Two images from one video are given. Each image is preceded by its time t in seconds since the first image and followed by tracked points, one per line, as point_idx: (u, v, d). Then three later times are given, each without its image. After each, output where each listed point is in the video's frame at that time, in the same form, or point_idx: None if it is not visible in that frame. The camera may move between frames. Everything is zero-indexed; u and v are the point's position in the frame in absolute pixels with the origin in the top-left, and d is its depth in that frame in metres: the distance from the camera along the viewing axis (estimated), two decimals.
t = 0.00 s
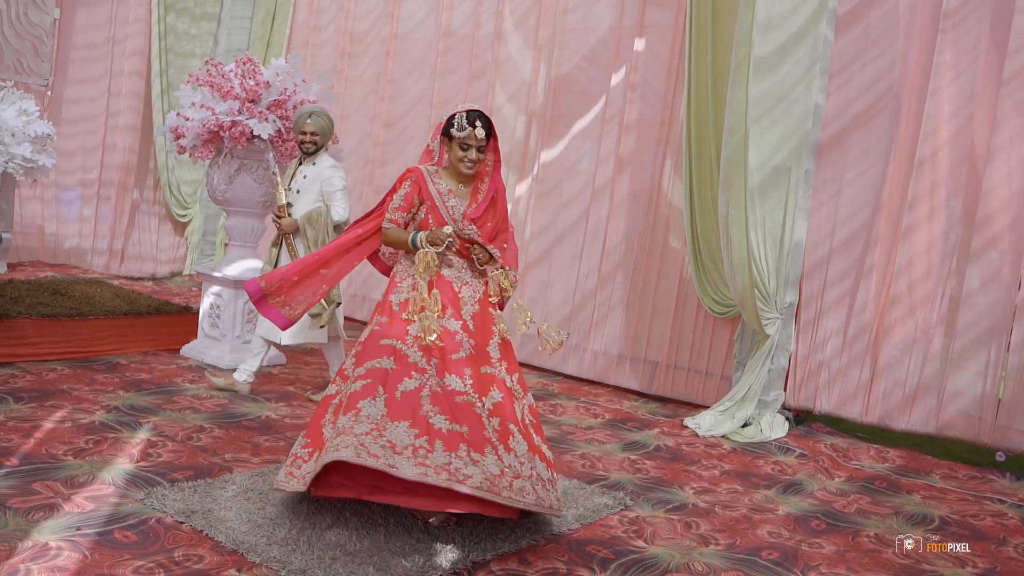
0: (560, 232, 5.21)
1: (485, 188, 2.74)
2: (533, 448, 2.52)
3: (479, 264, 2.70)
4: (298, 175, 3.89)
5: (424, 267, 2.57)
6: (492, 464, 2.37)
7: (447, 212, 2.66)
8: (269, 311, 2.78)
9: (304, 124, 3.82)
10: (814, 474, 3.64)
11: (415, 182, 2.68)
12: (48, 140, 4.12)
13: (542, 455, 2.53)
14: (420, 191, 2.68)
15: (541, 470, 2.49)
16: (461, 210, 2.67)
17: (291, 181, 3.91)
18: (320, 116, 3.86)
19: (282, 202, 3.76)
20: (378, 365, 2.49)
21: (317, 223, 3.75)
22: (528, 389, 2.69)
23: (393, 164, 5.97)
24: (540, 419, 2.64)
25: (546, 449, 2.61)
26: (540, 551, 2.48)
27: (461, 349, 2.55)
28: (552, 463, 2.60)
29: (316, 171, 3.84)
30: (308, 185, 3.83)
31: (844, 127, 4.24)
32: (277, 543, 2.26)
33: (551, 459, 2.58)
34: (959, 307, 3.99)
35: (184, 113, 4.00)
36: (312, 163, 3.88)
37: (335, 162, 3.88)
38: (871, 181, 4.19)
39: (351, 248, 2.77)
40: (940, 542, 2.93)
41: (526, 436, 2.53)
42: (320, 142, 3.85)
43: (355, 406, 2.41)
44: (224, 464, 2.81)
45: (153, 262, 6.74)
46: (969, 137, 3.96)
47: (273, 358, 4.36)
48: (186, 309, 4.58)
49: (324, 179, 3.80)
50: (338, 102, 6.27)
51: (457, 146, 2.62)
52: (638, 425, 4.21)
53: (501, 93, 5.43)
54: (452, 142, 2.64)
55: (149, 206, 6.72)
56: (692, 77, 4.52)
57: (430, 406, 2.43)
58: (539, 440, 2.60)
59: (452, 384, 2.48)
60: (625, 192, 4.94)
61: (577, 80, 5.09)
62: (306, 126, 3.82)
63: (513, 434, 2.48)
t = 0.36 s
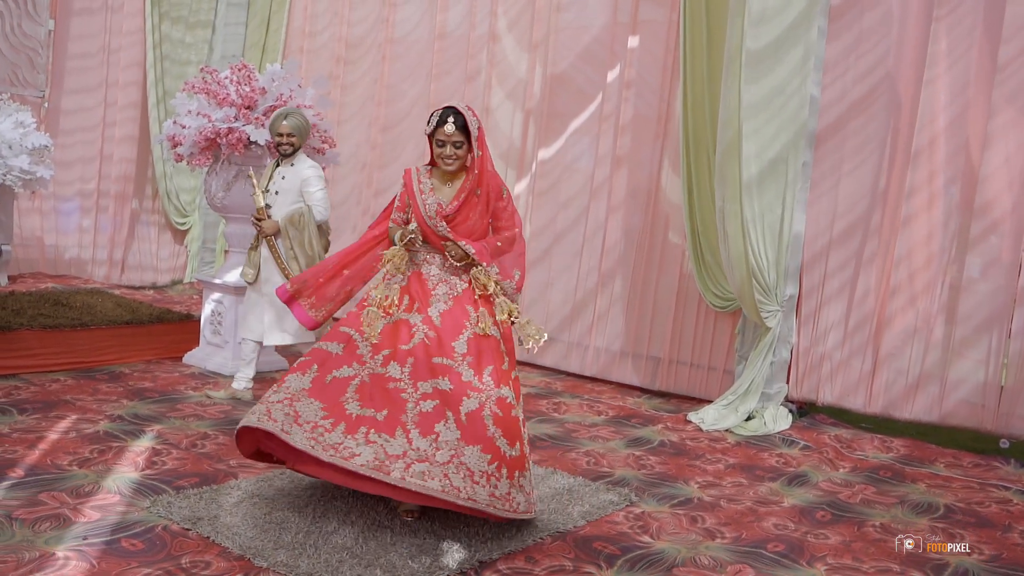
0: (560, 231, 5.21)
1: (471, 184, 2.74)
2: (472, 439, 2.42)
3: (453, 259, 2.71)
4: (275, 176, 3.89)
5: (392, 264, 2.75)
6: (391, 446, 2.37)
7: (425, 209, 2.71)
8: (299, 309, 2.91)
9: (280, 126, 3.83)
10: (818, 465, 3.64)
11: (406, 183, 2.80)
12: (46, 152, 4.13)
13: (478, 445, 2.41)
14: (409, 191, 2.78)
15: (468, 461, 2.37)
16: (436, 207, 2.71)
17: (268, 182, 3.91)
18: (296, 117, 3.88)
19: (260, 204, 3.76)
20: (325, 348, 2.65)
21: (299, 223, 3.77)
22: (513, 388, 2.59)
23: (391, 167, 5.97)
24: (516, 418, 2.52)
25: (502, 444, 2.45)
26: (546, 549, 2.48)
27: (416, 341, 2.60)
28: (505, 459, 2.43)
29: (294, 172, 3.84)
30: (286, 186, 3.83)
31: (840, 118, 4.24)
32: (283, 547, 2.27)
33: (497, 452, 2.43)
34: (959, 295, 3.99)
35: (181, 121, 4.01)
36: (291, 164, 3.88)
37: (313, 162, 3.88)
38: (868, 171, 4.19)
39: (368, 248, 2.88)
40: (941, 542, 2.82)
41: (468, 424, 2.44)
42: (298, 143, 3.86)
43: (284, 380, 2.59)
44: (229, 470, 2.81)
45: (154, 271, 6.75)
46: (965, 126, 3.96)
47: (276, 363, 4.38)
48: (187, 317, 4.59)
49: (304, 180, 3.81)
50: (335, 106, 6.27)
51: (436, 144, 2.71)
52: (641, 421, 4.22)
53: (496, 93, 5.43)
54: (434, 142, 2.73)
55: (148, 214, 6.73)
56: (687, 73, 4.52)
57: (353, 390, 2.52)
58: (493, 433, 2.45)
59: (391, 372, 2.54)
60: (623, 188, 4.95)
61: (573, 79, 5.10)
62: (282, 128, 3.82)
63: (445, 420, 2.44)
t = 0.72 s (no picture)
0: (558, 230, 5.22)
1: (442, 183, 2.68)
2: (394, 435, 2.37)
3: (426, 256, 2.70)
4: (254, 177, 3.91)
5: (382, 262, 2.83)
6: (317, 438, 2.41)
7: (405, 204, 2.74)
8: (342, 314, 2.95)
9: (258, 129, 3.83)
10: (822, 456, 3.65)
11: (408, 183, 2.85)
12: (44, 164, 4.13)
13: (393, 439, 2.37)
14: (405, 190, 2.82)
15: (381, 456, 2.34)
16: (412, 205, 2.73)
17: (246, 184, 3.93)
18: (274, 119, 3.87)
19: (240, 207, 3.81)
20: (302, 344, 2.71)
21: (281, 225, 3.79)
22: (471, 386, 2.47)
23: (388, 171, 5.98)
24: (463, 414, 2.41)
25: (431, 442, 2.36)
26: (553, 547, 2.49)
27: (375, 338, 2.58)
28: (426, 455, 2.35)
29: (274, 174, 3.86)
30: (266, 189, 3.85)
31: (835, 109, 4.25)
32: (291, 552, 2.28)
33: (419, 449, 2.35)
34: (958, 282, 4.00)
35: (177, 130, 4.02)
36: (269, 166, 3.90)
37: (293, 164, 3.89)
38: (865, 162, 4.20)
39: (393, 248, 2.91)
40: (941, 542, 2.71)
41: (396, 419, 2.39)
42: (276, 145, 3.86)
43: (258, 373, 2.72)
44: (235, 477, 2.82)
45: (154, 280, 6.77)
46: (960, 114, 3.97)
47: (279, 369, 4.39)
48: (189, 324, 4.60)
49: (285, 182, 3.83)
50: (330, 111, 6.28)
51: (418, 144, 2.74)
52: (645, 417, 4.22)
53: (491, 94, 5.44)
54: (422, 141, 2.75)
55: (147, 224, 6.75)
56: (682, 68, 4.53)
57: (306, 383, 2.59)
58: (421, 429, 2.37)
59: (343, 366, 2.57)
60: (621, 185, 4.96)
61: (568, 77, 5.10)
62: (260, 129, 3.82)
63: (369, 413, 2.42)
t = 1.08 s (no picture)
0: (558, 229, 5.23)
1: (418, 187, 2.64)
2: (330, 434, 2.42)
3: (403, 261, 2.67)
4: (237, 182, 3.93)
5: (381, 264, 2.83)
6: (271, 434, 2.53)
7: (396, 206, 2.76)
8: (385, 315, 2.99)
9: (242, 134, 3.83)
10: (826, 447, 3.66)
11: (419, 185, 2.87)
12: (42, 177, 4.14)
13: (327, 438, 2.42)
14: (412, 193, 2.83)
15: (313, 454, 2.41)
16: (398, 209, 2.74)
17: (228, 189, 3.94)
18: (256, 123, 3.87)
19: (222, 212, 3.82)
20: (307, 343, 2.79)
21: (265, 230, 3.81)
22: (417, 388, 2.43)
23: (386, 175, 5.99)
24: (398, 416, 2.39)
25: (359, 442, 2.39)
26: (560, 544, 2.50)
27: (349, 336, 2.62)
28: (352, 454, 2.38)
29: (258, 179, 3.88)
30: (250, 194, 3.87)
31: (831, 100, 4.26)
32: (300, 556, 2.29)
33: (349, 450, 2.39)
34: (957, 269, 4.01)
35: (174, 140, 4.03)
36: (252, 170, 3.92)
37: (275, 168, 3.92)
38: (861, 152, 4.21)
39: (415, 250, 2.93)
40: (942, 542, 2.62)
41: (336, 418, 2.44)
42: (258, 150, 3.87)
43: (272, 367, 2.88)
44: (241, 483, 2.83)
45: (155, 290, 6.78)
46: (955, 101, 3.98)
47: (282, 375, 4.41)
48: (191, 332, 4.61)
49: (268, 188, 3.85)
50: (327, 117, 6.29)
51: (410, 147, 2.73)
52: (648, 413, 4.23)
53: (487, 95, 5.46)
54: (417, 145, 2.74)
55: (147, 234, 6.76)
56: (675, 63, 4.53)
57: (287, 378, 2.67)
58: (355, 429, 2.40)
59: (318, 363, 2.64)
60: (618, 183, 4.97)
61: (563, 76, 5.12)
62: (244, 134, 3.82)
63: (316, 411, 2.48)
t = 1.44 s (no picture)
0: (557, 228, 5.25)
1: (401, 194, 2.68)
2: (299, 432, 2.57)
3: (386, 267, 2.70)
4: (219, 191, 3.69)
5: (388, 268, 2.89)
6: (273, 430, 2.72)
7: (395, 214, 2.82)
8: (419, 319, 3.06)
9: (225, 140, 3.60)
10: (829, 439, 3.67)
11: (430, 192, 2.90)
12: (42, 190, 4.16)
13: (296, 434, 2.56)
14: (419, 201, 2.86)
15: (284, 449, 2.57)
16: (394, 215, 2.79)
17: (208, 198, 3.69)
18: (239, 129, 3.65)
19: (207, 223, 3.59)
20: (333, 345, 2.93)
21: (254, 241, 3.61)
22: (370, 392, 2.49)
23: (385, 179, 6.00)
24: (350, 417, 2.48)
25: (315, 440, 2.50)
26: (567, 541, 2.52)
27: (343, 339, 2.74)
28: (307, 452, 2.50)
29: (242, 189, 3.66)
30: (234, 203, 3.65)
31: (826, 94, 4.28)
32: (308, 559, 2.30)
33: (306, 447, 2.51)
34: (956, 258, 4.02)
35: (173, 149, 4.03)
36: (234, 178, 3.69)
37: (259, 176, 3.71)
38: (857, 144, 4.22)
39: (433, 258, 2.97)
40: (941, 542, 2.53)
41: (305, 416, 2.58)
42: (242, 157, 3.65)
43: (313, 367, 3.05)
44: (248, 489, 2.85)
45: (157, 300, 6.80)
46: (949, 90, 3.99)
47: (285, 381, 4.43)
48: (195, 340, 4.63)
49: (253, 197, 3.65)
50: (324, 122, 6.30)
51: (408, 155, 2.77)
52: (651, 409, 4.25)
53: (484, 97, 5.48)
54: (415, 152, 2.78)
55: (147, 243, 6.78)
56: (668, 60, 4.55)
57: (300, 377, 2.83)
58: (315, 427, 2.53)
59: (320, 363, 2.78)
60: (616, 181, 4.98)
61: (558, 76, 5.13)
62: (228, 142, 3.60)
63: (297, 410, 2.64)
